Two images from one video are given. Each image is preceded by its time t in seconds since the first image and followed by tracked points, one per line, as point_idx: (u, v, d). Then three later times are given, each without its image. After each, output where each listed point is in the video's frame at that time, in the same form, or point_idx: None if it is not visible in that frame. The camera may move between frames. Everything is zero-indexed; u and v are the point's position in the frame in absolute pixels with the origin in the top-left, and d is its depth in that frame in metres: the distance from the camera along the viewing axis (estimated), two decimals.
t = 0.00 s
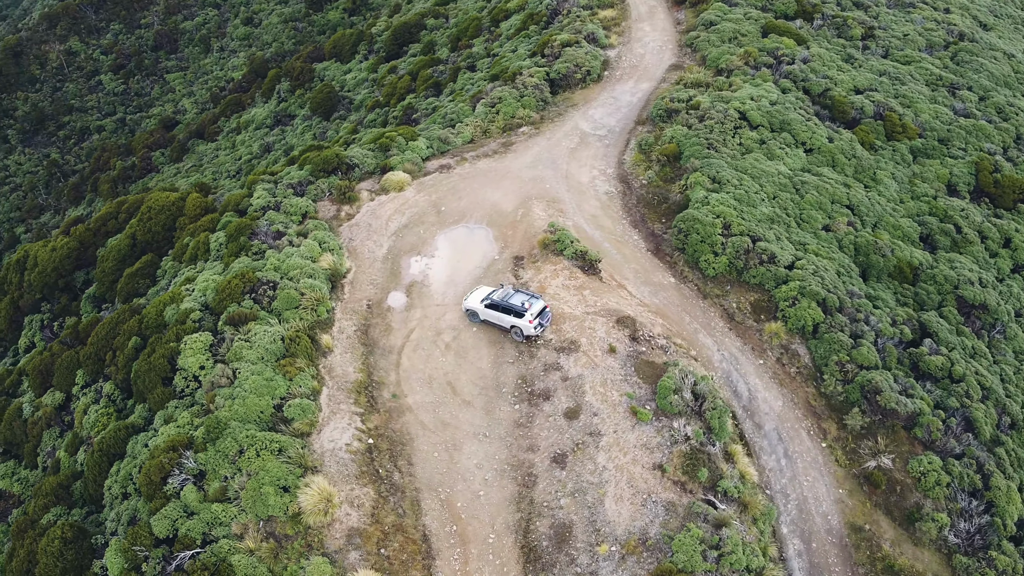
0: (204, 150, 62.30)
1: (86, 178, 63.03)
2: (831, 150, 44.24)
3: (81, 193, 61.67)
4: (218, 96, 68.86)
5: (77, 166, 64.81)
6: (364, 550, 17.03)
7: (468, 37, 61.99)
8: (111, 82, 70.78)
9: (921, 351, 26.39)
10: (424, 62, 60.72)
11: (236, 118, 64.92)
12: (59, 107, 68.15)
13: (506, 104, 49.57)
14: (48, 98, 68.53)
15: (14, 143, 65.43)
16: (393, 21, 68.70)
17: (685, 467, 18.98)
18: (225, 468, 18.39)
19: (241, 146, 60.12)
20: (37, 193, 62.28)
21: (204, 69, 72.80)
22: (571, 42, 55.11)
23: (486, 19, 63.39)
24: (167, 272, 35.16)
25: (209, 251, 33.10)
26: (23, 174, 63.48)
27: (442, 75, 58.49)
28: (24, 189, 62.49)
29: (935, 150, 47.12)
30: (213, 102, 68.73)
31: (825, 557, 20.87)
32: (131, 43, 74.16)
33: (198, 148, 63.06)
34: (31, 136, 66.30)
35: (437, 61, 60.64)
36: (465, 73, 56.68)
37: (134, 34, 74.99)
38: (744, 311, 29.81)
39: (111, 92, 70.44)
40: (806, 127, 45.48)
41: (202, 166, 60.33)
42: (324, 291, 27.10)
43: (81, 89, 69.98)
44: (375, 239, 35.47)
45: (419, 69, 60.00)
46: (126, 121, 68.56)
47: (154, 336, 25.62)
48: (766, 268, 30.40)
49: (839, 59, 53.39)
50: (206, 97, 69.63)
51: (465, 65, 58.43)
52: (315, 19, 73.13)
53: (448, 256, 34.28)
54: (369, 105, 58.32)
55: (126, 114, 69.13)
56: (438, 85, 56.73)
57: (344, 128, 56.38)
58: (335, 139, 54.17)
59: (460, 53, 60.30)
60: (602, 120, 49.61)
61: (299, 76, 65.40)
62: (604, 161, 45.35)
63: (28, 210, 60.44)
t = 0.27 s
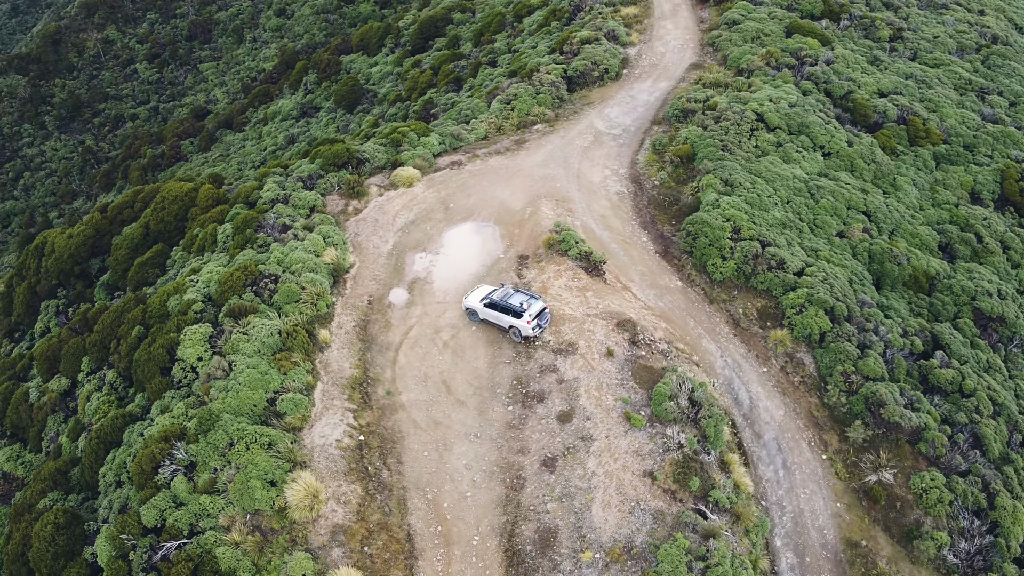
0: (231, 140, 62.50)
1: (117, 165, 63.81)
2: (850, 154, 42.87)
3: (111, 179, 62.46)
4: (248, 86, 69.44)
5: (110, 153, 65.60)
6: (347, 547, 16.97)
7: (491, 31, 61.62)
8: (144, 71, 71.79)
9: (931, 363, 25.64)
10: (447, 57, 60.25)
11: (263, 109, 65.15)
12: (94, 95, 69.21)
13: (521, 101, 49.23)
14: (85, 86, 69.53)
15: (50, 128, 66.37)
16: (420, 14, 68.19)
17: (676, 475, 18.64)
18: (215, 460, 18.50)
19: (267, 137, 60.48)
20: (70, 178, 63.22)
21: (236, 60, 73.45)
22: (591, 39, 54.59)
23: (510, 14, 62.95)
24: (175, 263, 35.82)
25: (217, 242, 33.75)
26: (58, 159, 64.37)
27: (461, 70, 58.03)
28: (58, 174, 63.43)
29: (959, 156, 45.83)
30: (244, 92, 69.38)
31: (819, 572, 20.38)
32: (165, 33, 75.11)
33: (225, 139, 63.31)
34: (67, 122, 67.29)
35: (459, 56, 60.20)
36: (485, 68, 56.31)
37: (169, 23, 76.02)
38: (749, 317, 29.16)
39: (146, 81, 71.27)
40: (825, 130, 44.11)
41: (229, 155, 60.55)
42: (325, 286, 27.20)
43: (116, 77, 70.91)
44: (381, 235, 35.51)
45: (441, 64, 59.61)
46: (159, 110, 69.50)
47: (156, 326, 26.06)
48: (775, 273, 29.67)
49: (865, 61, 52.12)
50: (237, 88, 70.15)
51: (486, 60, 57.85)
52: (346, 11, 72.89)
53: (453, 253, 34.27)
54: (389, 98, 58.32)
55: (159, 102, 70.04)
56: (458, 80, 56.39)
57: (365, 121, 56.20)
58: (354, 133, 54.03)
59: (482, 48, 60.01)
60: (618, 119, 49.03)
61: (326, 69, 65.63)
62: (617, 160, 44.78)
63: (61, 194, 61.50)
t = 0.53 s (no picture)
0: (259, 130, 62.32)
1: (149, 153, 64.41)
2: (869, 159, 41.56)
3: (142, 166, 63.00)
4: (280, 77, 69.03)
5: (143, 141, 66.39)
6: (331, 544, 16.97)
7: (515, 27, 61.17)
8: (179, 60, 72.77)
9: (942, 377, 24.84)
10: (470, 51, 59.60)
11: (291, 100, 64.57)
12: (131, 83, 70.22)
13: (538, 98, 48.77)
14: (121, 74, 70.72)
15: (87, 115, 67.43)
16: (449, 7, 67.37)
17: (667, 483, 18.30)
18: (205, 452, 18.65)
19: (294, 128, 60.12)
20: (104, 165, 63.60)
21: (269, 50, 73.75)
22: (611, 37, 53.97)
23: (535, 10, 62.43)
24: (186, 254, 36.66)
25: (225, 234, 34.71)
26: (94, 146, 64.86)
27: (483, 66, 57.33)
28: (92, 160, 63.88)
29: (984, 164, 44.49)
30: (276, 82, 68.99)
31: None
32: (202, 22, 76.06)
33: (254, 129, 63.05)
34: (104, 109, 68.47)
35: (483, 51, 59.53)
36: (507, 63, 55.80)
37: (205, 13, 76.96)
38: (755, 324, 28.58)
39: (181, 70, 72.01)
40: (844, 134, 42.72)
41: (257, 146, 60.37)
42: (327, 281, 27.30)
43: (152, 66, 72.15)
44: (388, 230, 35.54)
45: (464, 58, 58.94)
46: (192, 99, 69.68)
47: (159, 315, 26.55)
48: (783, 280, 28.95)
49: (891, 63, 50.75)
50: (269, 78, 70.34)
51: (509, 56, 57.43)
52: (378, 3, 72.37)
53: (459, 251, 34.20)
54: (411, 92, 58.08)
55: (193, 91, 70.41)
56: (480, 75, 55.86)
57: (386, 115, 55.88)
58: (375, 127, 53.83)
59: (505, 43, 59.54)
60: (634, 118, 48.36)
61: (353, 61, 65.22)
62: (631, 160, 44.17)
63: (96, 180, 61.92)
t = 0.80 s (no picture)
0: (287, 121, 62.68)
1: (179, 142, 64.94)
2: (888, 164, 40.41)
3: (173, 154, 63.90)
4: (310, 69, 69.60)
5: (176, 129, 66.94)
6: (315, 538, 17.01)
7: (538, 23, 60.70)
8: (214, 50, 73.74)
9: (949, 390, 24.14)
10: (493, 47, 59.29)
11: (319, 91, 64.99)
12: (165, 71, 70.83)
13: (554, 96, 48.32)
14: (156, 62, 71.52)
15: (122, 103, 67.71)
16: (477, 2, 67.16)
17: (655, 491, 18.02)
18: (197, 442, 18.82)
19: (321, 119, 60.33)
20: (138, 152, 63.92)
21: (302, 42, 74.34)
22: (631, 34, 53.30)
23: (559, 7, 61.87)
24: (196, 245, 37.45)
25: (233, 225, 35.69)
26: (128, 133, 65.31)
27: (504, 61, 56.90)
28: (127, 147, 64.19)
29: (1010, 172, 43.17)
30: (306, 74, 69.50)
31: None
32: (236, 13, 77.36)
33: (282, 119, 63.47)
34: (139, 97, 68.95)
35: (506, 46, 59.11)
36: (529, 60, 55.34)
37: (240, 5, 77.87)
38: (760, 330, 27.95)
39: (215, 60, 73.40)
40: (864, 138, 41.57)
41: (284, 136, 60.67)
42: (330, 275, 27.42)
43: (186, 55, 72.96)
44: (394, 226, 35.59)
45: (487, 54, 58.68)
46: (225, 88, 70.86)
47: (164, 305, 27.06)
48: (791, 287, 28.22)
49: (918, 66, 49.42)
50: (300, 69, 70.89)
51: (530, 52, 56.96)
52: None
53: (464, 248, 34.15)
54: (433, 86, 57.97)
55: (226, 81, 71.52)
56: (501, 71, 55.50)
57: (408, 109, 55.73)
58: (394, 121, 53.68)
59: (528, 39, 59.06)
60: (651, 118, 47.71)
61: (380, 54, 65.43)
62: (644, 160, 43.58)
63: (129, 167, 62.13)
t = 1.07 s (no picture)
0: (316, 112, 62.99)
1: (211, 130, 65.57)
2: (909, 170, 39.21)
3: (204, 141, 64.56)
4: (343, 60, 70.11)
5: (209, 118, 67.63)
6: (300, 531, 17.08)
7: (563, 18, 59.84)
8: (249, 40, 74.26)
9: (957, 405, 23.50)
10: (517, 42, 58.89)
11: (349, 83, 65.25)
12: (201, 60, 71.96)
13: (571, 92, 47.77)
14: (193, 51, 72.70)
15: (158, 90, 68.96)
16: None
17: (644, 497, 17.69)
18: (190, 431, 19.03)
19: (348, 111, 60.43)
20: (171, 139, 65.34)
21: (335, 33, 74.70)
22: (653, 32, 52.43)
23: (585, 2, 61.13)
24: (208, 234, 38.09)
25: (242, 216, 36.65)
26: (163, 121, 66.62)
27: (528, 57, 56.50)
28: (160, 134, 65.66)
29: None
30: (338, 65, 69.99)
31: None
32: (270, 4, 77.71)
33: (311, 109, 63.75)
34: (174, 85, 70.19)
35: (530, 41, 58.69)
36: (551, 55, 54.70)
37: None
38: (765, 336, 27.25)
39: (249, 49, 73.75)
40: (885, 143, 40.35)
41: (311, 127, 60.63)
42: (332, 269, 27.47)
43: (222, 44, 73.86)
44: (402, 221, 35.61)
45: (511, 49, 58.38)
46: (258, 78, 71.19)
47: (170, 293, 27.49)
48: (799, 293, 27.46)
49: (946, 70, 48.04)
50: (333, 60, 71.35)
51: (553, 47, 56.21)
52: None
53: (470, 244, 34.06)
54: (455, 81, 57.84)
55: (259, 70, 71.87)
56: (524, 66, 55.06)
57: (430, 102, 55.56)
58: (415, 115, 53.49)
59: (552, 35, 58.40)
60: (668, 117, 46.95)
61: (409, 47, 65.51)
62: (658, 160, 42.89)
63: (163, 154, 63.29)
